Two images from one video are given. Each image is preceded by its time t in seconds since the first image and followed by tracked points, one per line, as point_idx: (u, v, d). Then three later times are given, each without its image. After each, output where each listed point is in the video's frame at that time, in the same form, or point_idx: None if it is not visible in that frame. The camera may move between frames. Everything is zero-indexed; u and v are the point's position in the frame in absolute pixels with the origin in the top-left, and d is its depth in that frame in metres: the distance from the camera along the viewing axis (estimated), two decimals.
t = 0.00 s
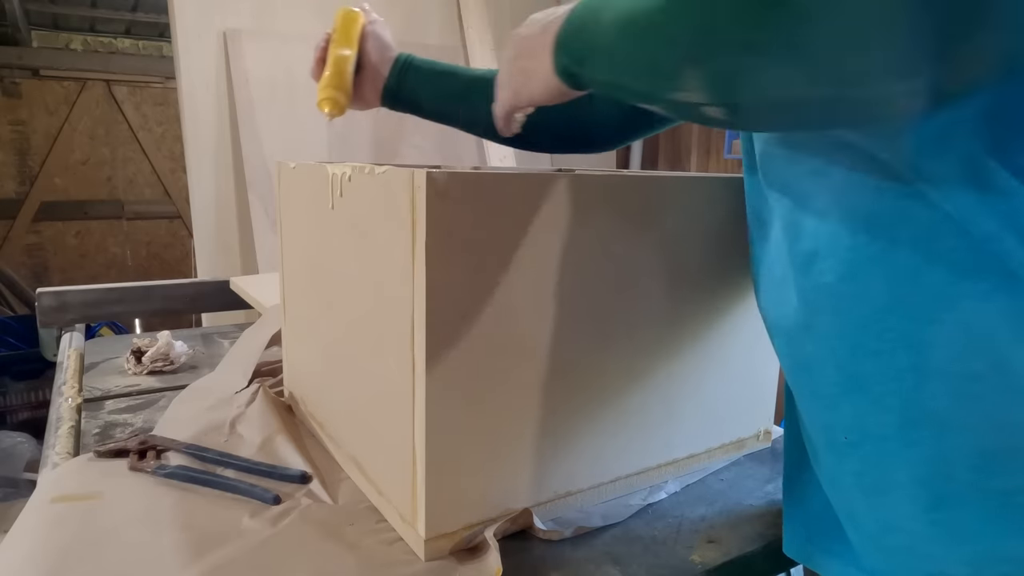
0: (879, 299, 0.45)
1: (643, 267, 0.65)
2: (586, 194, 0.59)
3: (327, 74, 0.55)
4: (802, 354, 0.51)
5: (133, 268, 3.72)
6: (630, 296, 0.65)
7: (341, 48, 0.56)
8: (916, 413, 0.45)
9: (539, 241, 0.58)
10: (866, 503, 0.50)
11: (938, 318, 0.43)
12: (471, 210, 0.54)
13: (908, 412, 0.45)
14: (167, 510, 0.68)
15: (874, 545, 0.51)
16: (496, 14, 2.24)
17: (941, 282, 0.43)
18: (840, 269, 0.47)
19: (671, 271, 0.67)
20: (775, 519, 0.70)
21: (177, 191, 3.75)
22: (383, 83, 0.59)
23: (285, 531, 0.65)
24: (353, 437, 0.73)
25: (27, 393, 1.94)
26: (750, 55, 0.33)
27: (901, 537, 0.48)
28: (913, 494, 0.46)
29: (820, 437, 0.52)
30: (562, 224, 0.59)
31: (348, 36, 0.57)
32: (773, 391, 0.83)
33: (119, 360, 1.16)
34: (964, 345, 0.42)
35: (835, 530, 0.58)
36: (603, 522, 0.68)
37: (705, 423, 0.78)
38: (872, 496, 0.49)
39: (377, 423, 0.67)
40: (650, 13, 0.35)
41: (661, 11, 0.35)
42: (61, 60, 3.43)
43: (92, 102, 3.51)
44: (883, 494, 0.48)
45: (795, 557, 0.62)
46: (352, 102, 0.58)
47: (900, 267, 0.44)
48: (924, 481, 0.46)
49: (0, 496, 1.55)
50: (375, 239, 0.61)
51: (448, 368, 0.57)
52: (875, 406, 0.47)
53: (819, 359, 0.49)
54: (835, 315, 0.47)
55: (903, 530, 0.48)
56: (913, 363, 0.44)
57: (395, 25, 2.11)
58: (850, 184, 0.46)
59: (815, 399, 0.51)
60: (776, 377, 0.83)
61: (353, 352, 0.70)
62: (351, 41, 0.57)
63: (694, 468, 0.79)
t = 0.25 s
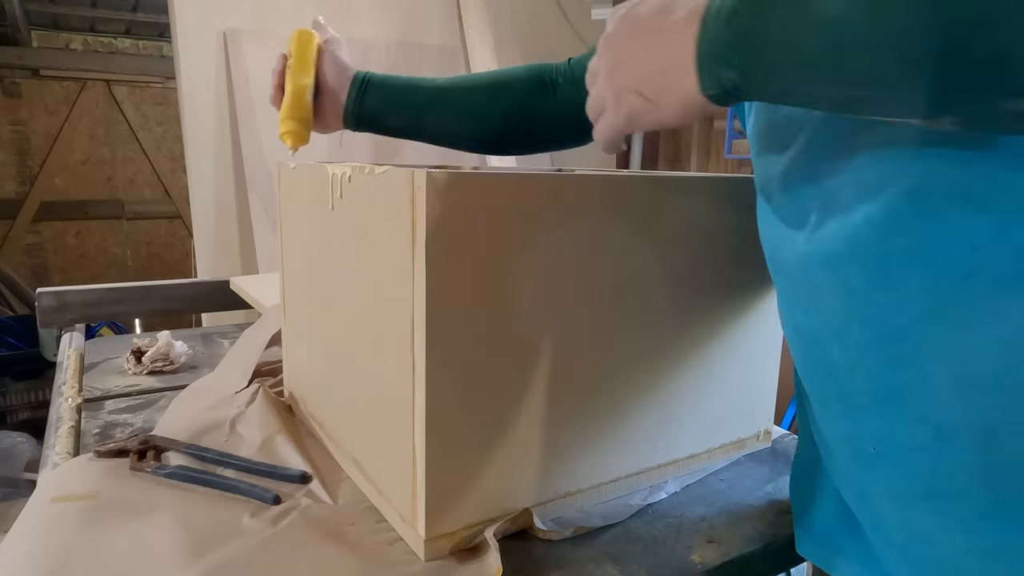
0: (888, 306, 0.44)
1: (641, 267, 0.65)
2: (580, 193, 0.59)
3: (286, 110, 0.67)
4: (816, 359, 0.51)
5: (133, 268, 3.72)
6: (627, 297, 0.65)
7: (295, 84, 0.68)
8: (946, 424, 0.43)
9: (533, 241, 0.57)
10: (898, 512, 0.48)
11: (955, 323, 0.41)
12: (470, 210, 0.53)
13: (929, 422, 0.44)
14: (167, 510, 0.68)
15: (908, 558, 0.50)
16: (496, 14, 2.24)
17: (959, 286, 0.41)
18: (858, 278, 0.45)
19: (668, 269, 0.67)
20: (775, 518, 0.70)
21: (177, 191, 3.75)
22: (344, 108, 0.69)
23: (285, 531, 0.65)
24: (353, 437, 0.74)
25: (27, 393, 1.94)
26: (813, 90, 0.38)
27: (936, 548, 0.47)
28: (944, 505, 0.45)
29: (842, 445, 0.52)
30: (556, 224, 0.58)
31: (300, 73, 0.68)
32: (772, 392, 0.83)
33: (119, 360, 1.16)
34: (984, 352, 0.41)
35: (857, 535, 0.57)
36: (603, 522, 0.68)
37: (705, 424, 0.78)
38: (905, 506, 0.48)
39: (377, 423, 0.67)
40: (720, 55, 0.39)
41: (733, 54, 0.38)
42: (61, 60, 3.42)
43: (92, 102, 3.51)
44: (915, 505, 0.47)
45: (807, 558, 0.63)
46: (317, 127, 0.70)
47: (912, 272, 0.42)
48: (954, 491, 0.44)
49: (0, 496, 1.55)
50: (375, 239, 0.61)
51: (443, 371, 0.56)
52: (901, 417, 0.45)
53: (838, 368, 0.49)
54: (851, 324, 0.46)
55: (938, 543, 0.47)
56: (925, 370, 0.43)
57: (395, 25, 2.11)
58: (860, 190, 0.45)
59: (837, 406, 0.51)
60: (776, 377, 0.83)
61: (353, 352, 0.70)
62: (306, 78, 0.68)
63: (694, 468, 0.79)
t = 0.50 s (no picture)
0: (910, 307, 0.44)
1: (646, 267, 0.65)
2: (585, 192, 0.59)
3: (311, 121, 0.77)
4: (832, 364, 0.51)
5: (133, 268, 3.71)
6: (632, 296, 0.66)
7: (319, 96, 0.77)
8: (969, 427, 0.43)
9: (538, 240, 0.58)
10: (915, 518, 0.48)
11: (975, 324, 0.41)
12: (470, 210, 0.53)
13: (948, 424, 0.43)
14: (167, 510, 0.68)
15: (921, 564, 0.49)
16: (496, 14, 2.24)
17: (984, 286, 0.41)
18: (880, 282, 0.46)
19: (671, 268, 0.67)
20: (775, 518, 0.70)
21: (177, 192, 3.75)
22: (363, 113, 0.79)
23: (285, 531, 0.65)
24: (353, 438, 0.73)
25: (27, 393, 1.94)
26: (865, 109, 0.40)
27: (953, 554, 0.46)
28: (966, 510, 0.44)
29: (856, 449, 0.52)
30: (561, 223, 0.58)
31: (322, 85, 0.77)
32: (772, 392, 0.83)
33: (119, 360, 1.16)
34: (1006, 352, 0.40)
35: (867, 541, 0.57)
36: (604, 522, 0.68)
37: (706, 423, 0.78)
38: (922, 511, 0.47)
39: (376, 423, 0.67)
40: (777, 78, 0.41)
41: (787, 76, 0.41)
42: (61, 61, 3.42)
43: (92, 102, 3.51)
44: (933, 511, 0.46)
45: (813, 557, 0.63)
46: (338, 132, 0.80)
47: (934, 273, 0.43)
48: (977, 496, 0.44)
49: None
50: (375, 240, 0.61)
51: (446, 370, 0.56)
52: (918, 420, 0.45)
53: (855, 371, 0.49)
54: (871, 326, 0.47)
55: (955, 548, 0.46)
56: (941, 371, 0.43)
57: (395, 25, 2.11)
58: (885, 189, 0.45)
59: (851, 409, 0.51)
60: (776, 377, 0.83)
61: (353, 352, 0.70)
62: (329, 90, 0.77)
63: (694, 468, 0.79)
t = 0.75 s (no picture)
0: (916, 304, 0.44)
1: (646, 265, 0.65)
2: (583, 191, 0.59)
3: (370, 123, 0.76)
4: (836, 360, 0.52)
5: (133, 268, 3.72)
6: (631, 295, 0.66)
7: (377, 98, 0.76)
8: (977, 427, 0.42)
9: (537, 238, 0.58)
10: (916, 515, 0.48)
11: (978, 323, 0.41)
12: (467, 210, 0.53)
13: (952, 423, 0.44)
14: (167, 510, 0.68)
15: (924, 563, 0.49)
16: (496, 14, 2.24)
17: (988, 285, 0.41)
18: (881, 280, 0.46)
19: (670, 267, 0.67)
20: (775, 519, 0.70)
21: (177, 191, 3.75)
22: (417, 116, 0.80)
23: (285, 531, 0.65)
24: (353, 438, 0.74)
25: (27, 393, 1.94)
26: (870, 106, 0.40)
27: (954, 553, 0.46)
28: (968, 510, 0.44)
29: (859, 447, 0.52)
30: (560, 221, 0.58)
31: (381, 88, 0.77)
32: (772, 392, 0.83)
33: (119, 360, 1.16)
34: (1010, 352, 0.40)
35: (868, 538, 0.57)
36: (603, 522, 0.68)
37: (706, 423, 0.78)
38: (923, 509, 0.48)
39: (377, 423, 0.67)
40: (783, 74, 0.42)
41: (794, 71, 0.41)
42: (61, 60, 3.42)
43: (92, 102, 3.51)
44: (935, 509, 0.47)
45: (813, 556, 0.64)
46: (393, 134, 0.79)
47: (939, 271, 0.42)
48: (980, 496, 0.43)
49: None
50: (375, 240, 0.61)
51: (446, 370, 0.56)
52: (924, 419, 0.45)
53: (860, 369, 0.49)
54: (876, 323, 0.47)
55: (956, 547, 0.46)
56: (947, 370, 0.43)
57: (396, 24, 2.11)
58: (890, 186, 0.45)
59: (856, 406, 0.51)
60: (777, 377, 0.83)
61: (353, 352, 0.70)
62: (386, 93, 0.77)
63: (694, 468, 0.79)
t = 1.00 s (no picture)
0: (933, 301, 0.45)
1: (649, 264, 0.66)
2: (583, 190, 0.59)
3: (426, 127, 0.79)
4: (850, 356, 0.52)
5: (133, 268, 3.72)
6: (633, 294, 0.66)
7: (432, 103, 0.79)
8: (990, 423, 0.43)
9: (540, 237, 0.58)
10: (929, 513, 0.49)
11: (996, 318, 0.42)
12: (470, 209, 0.53)
13: (967, 418, 0.44)
14: (168, 509, 0.68)
15: (935, 561, 0.50)
16: (496, 14, 2.24)
17: (1007, 283, 0.41)
18: (901, 277, 0.47)
19: (671, 266, 0.67)
20: (775, 519, 0.70)
21: (177, 192, 3.75)
22: (468, 119, 0.82)
23: (285, 531, 0.65)
24: (353, 438, 0.74)
25: (27, 393, 1.94)
26: (883, 95, 0.41)
27: (967, 552, 0.47)
28: (982, 507, 0.45)
29: (872, 444, 0.53)
30: (563, 220, 0.59)
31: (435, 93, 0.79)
32: (772, 392, 0.84)
33: (119, 360, 1.16)
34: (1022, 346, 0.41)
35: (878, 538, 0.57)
36: (603, 522, 0.68)
37: (706, 423, 0.78)
38: (936, 507, 0.48)
39: (376, 424, 0.67)
40: (798, 64, 0.42)
41: (809, 62, 0.41)
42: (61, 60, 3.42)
43: (92, 102, 3.51)
44: (948, 507, 0.47)
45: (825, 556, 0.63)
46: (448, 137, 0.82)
47: (955, 268, 0.44)
48: (992, 492, 0.44)
49: None
50: (375, 241, 0.61)
51: (449, 369, 0.56)
52: (937, 415, 0.46)
53: (875, 366, 0.50)
54: (891, 320, 0.48)
55: (968, 544, 0.47)
56: (963, 366, 0.44)
57: (396, 24, 2.10)
58: (910, 184, 0.46)
59: (870, 404, 0.52)
60: (777, 377, 0.83)
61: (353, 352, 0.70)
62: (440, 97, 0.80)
63: (694, 468, 0.79)
